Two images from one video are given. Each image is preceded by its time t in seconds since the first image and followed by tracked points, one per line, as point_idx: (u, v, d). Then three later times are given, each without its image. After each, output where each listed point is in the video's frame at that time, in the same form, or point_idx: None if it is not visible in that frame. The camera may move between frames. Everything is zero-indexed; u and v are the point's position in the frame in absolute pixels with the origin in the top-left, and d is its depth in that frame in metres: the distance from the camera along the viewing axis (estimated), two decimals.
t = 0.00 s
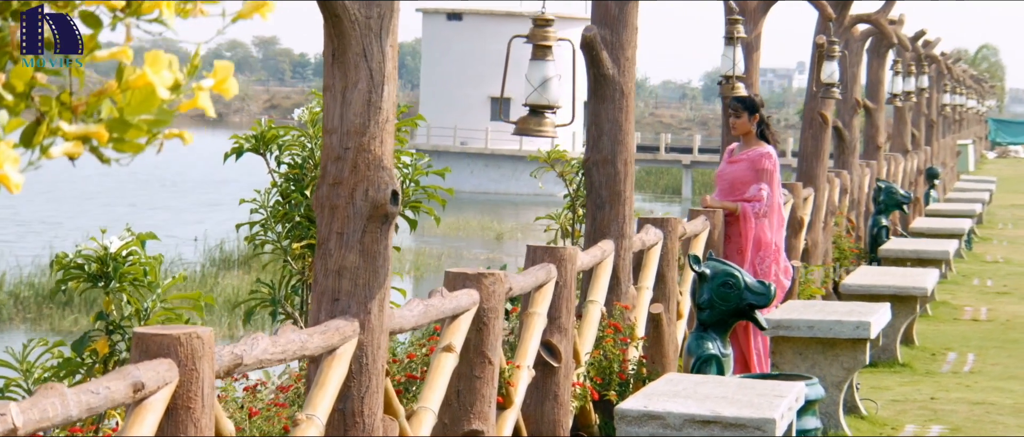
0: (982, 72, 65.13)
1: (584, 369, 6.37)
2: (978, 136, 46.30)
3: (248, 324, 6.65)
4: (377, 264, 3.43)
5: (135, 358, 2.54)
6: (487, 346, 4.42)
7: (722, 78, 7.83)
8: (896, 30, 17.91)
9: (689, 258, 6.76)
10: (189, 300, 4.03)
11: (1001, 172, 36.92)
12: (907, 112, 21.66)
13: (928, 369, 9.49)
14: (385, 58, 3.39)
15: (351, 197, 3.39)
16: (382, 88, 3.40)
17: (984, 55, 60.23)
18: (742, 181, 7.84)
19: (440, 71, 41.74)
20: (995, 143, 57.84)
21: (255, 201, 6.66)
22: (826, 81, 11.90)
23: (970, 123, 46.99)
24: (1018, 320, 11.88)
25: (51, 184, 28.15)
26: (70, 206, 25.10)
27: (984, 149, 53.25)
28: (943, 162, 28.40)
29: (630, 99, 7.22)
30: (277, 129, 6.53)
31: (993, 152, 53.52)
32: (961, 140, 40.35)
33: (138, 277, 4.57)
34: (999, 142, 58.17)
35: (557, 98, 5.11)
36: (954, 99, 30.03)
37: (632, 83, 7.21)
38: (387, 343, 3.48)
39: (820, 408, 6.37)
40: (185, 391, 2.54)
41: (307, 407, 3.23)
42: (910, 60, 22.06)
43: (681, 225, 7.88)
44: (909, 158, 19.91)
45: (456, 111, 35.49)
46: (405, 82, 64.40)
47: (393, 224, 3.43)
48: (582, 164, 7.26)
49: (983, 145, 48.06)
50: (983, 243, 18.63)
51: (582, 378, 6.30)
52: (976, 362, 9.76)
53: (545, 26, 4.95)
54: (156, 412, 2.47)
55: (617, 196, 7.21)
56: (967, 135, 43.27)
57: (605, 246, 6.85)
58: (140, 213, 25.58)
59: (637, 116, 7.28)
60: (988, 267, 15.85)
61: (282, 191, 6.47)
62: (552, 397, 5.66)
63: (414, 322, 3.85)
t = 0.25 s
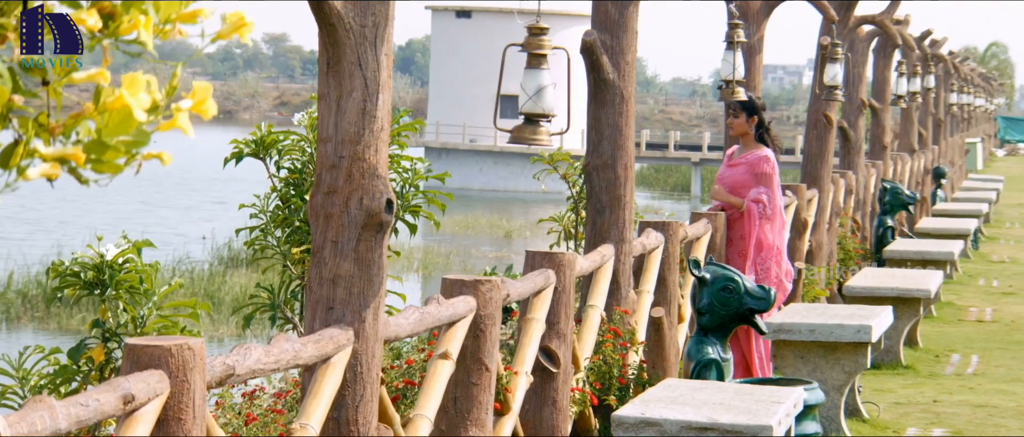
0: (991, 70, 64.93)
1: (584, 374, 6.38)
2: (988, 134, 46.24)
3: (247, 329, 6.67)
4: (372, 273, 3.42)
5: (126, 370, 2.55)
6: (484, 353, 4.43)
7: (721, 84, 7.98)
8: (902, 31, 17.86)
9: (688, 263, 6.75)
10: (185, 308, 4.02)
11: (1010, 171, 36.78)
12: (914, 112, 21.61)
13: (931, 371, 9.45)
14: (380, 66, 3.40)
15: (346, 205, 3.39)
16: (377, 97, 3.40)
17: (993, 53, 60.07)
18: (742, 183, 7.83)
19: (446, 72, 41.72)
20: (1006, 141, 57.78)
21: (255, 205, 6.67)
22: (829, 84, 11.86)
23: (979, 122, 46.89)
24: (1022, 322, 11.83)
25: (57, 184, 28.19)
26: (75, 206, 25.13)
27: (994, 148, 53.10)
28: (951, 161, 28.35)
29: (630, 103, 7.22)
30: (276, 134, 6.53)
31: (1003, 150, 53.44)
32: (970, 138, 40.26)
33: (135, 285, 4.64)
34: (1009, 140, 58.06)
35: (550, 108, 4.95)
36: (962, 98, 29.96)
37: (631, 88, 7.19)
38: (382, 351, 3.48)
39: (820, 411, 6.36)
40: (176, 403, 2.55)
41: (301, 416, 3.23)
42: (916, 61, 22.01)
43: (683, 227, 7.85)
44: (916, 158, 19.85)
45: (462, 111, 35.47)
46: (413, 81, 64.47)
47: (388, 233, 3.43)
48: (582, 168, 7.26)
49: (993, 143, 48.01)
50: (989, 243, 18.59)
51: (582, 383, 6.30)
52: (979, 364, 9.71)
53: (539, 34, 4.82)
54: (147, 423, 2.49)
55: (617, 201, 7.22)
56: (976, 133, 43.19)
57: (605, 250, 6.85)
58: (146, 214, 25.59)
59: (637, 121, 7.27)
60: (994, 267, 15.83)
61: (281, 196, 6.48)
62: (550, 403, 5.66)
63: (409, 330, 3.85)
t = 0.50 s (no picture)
0: (998, 68, 64.89)
1: (581, 379, 6.38)
2: (994, 132, 46.14)
3: (245, 334, 6.68)
4: (364, 282, 3.43)
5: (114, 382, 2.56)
6: (479, 360, 4.43)
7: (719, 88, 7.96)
8: (905, 31, 17.84)
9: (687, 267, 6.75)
10: (178, 315, 4.03)
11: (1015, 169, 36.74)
12: (919, 111, 21.58)
13: (933, 373, 9.42)
14: (372, 75, 3.40)
15: (338, 214, 3.39)
16: (369, 106, 3.40)
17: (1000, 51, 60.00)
18: (741, 185, 7.80)
19: (449, 71, 41.72)
20: (1013, 138, 57.66)
21: (253, 210, 6.67)
22: (829, 86, 11.83)
23: (986, 120, 46.81)
24: None
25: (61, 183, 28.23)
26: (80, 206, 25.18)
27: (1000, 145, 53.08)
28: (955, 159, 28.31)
29: (627, 108, 7.21)
30: (274, 139, 6.55)
31: (1010, 147, 53.33)
32: (976, 136, 40.19)
33: (128, 293, 4.68)
34: (1016, 136, 57.92)
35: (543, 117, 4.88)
36: (967, 97, 29.89)
37: (629, 92, 7.18)
38: (374, 359, 3.48)
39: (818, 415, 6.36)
40: (165, 414, 2.57)
41: (293, 426, 3.23)
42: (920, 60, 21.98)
43: (681, 231, 7.81)
44: (921, 157, 19.83)
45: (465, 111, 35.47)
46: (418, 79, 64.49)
47: (380, 242, 3.44)
48: (580, 172, 7.26)
49: (999, 141, 47.90)
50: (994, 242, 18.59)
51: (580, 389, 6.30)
52: (981, 366, 9.70)
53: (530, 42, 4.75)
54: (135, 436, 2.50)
55: (614, 205, 7.23)
56: (983, 131, 43.13)
57: (603, 254, 6.85)
58: (150, 213, 25.63)
59: (635, 126, 7.27)
60: (998, 267, 15.81)
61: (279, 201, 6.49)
62: (547, 409, 5.66)
63: (403, 338, 3.84)
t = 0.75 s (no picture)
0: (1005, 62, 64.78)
1: (578, 383, 6.38)
2: (1000, 128, 46.01)
3: (242, 337, 6.69)
4: (357, 290, 3.43)
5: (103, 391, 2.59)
6: (473, 365, 4.42)
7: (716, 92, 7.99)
8: (908, 29, 17.83)
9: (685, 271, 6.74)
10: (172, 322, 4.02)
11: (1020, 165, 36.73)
12: (923, 109, 21.55)
13: (933, 373, 9.41)
14: (365, 83, 3.40)
15: (331, 222, 3.40)
16: (362, 113, 3.40)
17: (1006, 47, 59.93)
18: (742, 187, 7.83)
19: (452, 68, 41.72)
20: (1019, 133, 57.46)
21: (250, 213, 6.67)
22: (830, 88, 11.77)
23: (992, 116, 46.67)
24: None
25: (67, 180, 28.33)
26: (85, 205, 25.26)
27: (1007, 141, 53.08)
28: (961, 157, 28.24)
29: (625, 111, 7.21)
30: (271, 142, 6.55)
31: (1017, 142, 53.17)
32: (982, 132, 40.08)
33: (122, 299, 4.74)
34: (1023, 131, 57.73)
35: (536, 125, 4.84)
36: (972, 94, 29.81)
37: (627, 96, 7.17)
38: (367, 366, 3.48)
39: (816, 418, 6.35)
40: (154, 424, 2.61)
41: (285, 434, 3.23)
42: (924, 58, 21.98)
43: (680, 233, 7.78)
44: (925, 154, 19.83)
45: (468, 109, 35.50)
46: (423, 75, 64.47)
47: (373, 249, 3.44)
48: (578, 175, 7.26)
49: (1005, 137, 47.77)
50: (998, 240, 18.56)
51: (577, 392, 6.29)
52: (982, 366, 9.68)
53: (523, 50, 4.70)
54: None
55: (612, 208, 7.22)
56: (989, 127, 43.01)
57: (600, 258, 6.85)
58: (155, 211, 25.69)
59: (633, 129, 7.27)
60: (1001, 265, 15.79)
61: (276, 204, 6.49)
62: (544, 413, 5.67)
63: (397, 344, 3.84)
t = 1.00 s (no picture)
0: (1010, 58, 64.71)
1: (574, 387, 6.38)
2: (1004, 124, 45.92)
3: (238, 341, 6.70)
4: (348, 298, 3.43)
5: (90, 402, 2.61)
6: (466, 372, 4.42)
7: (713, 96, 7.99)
8: (909, 29, 17.80)
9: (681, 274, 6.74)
10: (165, 328, 4.03)
11: None
12: (925, 108, 21.52)
13: (932, 375, 9.40)
14: (356, 91, 3.41)
15: (322, 230, 3.40)
16: (353, 122, 3.41)
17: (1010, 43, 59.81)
18: (741, 190, 7.80)
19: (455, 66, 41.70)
20: None
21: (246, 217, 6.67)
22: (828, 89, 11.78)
23: (996, 112, 46.59)
24: None
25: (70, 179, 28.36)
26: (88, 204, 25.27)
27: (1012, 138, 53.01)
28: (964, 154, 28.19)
29: (621, 115, 7.21)
30: (267, 147, 6.57)
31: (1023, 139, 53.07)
32: (986, 129, 40.00)
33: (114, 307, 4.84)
34: None
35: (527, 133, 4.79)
36: (976, 92, 29.75)
37: (623, 100, 7.18)
38: (357, 375, 3.49)
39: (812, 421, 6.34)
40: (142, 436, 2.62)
41: None
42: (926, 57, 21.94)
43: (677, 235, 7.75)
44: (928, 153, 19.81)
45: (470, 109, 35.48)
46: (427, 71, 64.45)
47: (364, 258, 3.44)
48: (574, 179, 7.27)
49: (1009, 134, 47.68)
50: (1000, 239, 18.54)
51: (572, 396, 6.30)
52: (981, 367, 9.67)
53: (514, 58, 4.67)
54: None
55: (608, 212, 7.22)
56: (993, 124, 42.94)
57: (596, 262, 6.85)
58: (158, 209, 25.71)
59: (628, 133, 7.27)
60: (1002, 265, 15.79)
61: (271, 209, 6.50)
62: (538, 418, 5.68)
63: (388, 352, 3.84)
